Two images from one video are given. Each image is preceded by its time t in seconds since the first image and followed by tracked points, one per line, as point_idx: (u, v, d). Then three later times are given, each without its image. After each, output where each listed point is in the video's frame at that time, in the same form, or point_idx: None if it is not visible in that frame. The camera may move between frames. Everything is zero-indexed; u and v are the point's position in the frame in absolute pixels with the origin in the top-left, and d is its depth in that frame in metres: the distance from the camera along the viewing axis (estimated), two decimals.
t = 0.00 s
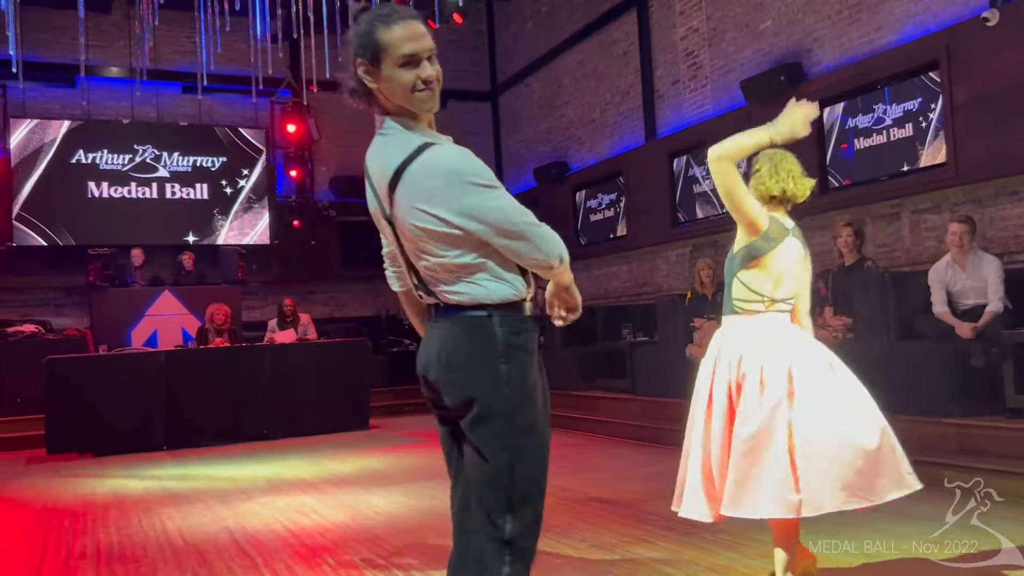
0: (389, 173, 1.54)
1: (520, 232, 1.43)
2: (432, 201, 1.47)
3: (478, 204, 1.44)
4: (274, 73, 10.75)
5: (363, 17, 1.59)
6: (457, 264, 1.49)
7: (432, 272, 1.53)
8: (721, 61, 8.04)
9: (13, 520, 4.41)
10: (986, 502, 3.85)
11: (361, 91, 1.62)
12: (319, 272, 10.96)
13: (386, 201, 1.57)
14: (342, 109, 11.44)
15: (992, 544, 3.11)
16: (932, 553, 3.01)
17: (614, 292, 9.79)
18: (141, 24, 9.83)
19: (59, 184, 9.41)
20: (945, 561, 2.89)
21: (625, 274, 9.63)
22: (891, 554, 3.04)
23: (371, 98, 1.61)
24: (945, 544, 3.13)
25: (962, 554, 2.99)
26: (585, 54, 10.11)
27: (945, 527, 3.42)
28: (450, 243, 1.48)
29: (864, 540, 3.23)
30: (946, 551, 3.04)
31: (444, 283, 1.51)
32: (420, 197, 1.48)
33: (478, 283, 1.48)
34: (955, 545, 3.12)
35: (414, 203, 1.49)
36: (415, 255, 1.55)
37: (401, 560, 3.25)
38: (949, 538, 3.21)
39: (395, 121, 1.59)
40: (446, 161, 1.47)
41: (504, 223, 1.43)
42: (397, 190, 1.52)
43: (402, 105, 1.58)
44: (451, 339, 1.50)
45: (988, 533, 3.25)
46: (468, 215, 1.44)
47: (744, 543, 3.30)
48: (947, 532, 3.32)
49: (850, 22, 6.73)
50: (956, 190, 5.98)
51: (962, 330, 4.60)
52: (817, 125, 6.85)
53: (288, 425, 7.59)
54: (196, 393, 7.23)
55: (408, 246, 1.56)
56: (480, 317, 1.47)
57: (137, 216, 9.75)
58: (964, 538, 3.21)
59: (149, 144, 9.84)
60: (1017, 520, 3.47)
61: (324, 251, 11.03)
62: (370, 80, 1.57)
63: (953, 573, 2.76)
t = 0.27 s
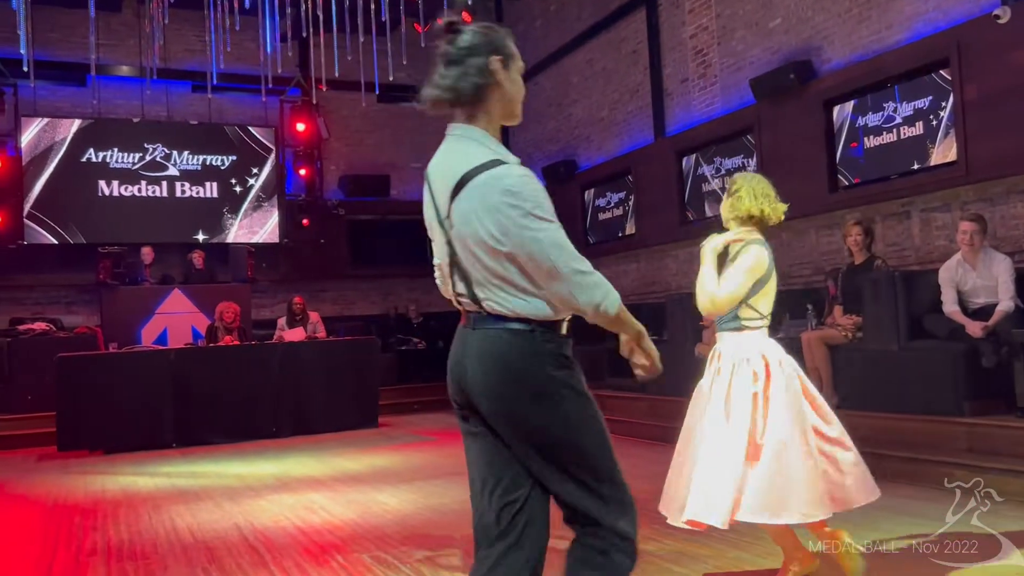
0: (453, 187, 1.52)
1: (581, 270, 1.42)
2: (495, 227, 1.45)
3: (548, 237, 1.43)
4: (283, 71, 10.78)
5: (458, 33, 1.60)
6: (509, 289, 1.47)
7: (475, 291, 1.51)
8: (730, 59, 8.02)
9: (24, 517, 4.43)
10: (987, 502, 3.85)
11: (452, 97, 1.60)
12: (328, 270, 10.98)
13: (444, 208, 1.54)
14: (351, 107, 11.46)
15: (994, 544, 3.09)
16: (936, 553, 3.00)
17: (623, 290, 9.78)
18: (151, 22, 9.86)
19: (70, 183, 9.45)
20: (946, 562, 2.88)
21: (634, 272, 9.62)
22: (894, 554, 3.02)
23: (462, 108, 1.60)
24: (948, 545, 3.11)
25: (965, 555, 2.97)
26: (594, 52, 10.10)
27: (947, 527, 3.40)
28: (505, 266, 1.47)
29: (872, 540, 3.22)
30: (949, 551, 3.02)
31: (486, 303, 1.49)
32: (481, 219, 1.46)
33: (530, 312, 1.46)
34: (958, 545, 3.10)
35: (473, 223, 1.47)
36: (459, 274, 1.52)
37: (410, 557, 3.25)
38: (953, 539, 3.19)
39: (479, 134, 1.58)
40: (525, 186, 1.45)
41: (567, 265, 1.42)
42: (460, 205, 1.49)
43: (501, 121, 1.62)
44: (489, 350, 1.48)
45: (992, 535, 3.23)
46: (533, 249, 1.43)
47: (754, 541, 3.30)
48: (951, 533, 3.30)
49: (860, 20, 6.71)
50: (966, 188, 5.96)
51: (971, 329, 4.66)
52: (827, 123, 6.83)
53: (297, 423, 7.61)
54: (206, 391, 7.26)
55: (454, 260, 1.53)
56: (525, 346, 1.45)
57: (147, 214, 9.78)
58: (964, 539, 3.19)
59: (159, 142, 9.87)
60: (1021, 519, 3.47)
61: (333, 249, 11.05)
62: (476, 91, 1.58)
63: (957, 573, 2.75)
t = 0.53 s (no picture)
0: (544, 176, 1.84)
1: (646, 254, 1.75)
2: (583, 210, 1.79)
3: (625, 222, 1.76)
4: (292, 69, 10.79)
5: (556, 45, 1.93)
6: (582, 266, 1.79)
7: (549, 266, 1.82)
8: (739, 56, 7.99)
9: (33, 512, 4.45)
10: (987, 502, 3.83)
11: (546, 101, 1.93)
12: (336, 268, 11.00)
13: (529, 195, 1.85)
14: (360, 105, 11.47)
15: (993, 544, 3.07)
16: (934, 553, 2.98)
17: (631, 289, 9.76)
18: (161, 20, 9.89)
19: (80, 180, 9.49)
20: (943, 562, 2.86)
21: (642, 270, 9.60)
22: (890, 554, 2.99)
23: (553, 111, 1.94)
24: (946, 544, 3.09)
25: (962, 554, 2.95)
26: (602, 50, 10.09)
27: (947, 526, 3.39)
28: (583, 246, 1.80)
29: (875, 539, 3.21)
30: (946, 550, 3.01)
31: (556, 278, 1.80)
32: (571, 204, 1.79)
33: (598, 288, 1.78)
34: (957, 545, 3.08)
35: (559, 206, 1.80)
36: (538, 249, 1.83)
37: (417, 554, 3.26)
38: (953, 539, 3.18)
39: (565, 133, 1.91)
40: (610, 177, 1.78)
41: (635, 249, 1.75)
42: (551, 189, 1.81)
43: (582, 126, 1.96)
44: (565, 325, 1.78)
45: (991, 535, 3.21)
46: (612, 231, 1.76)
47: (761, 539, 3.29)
48: (952, 532, 3.28)
49: (870, 17, 6.68)
50: (977, 186, 5.94)
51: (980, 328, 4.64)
52: (837, 121, 6.81)
53: (305, 420, 7.63)
54: (215, 388, 7.28)
55: (533, 239, 1.84)
56: (595, 317, 1.76)
57: (157, 211, 9.81)
58: (959, 539, 3.17)
59: (169, 140, 9.90)
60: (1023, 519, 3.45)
61: (341, 247, 11.06)
62: (573, 98, 1.92)
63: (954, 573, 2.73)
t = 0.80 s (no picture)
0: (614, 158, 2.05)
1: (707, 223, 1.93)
2: (651, 186, 1.98)
3: (689, 196, 1.95)
4: (300, 65, 10.81)
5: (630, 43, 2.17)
6: (650, 238, 1.98)
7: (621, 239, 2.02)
8: (748, 52, 7.97)
9: (43, 505, 4.48)
10: (987, 502, 3.78)
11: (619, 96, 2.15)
12: (344, 264, 11.00)
13: (603, 176, 2.06)
14: (368, 100, 11.46)
15: (996, 544, 3.05)
16: (938, 553, 2.95)
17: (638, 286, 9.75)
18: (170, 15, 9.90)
19: (89, 175, 9.52)
20: (944, 562, 2.83)
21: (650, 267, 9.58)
22: (890, 554, 2.97)
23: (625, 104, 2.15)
24: (948, 544, 3.07)
25: (964, 555, 2.93)
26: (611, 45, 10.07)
27: (948, 527, 3.34)
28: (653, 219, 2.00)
29: (880, 537, 3.20)
30: (948, 550, 2.98)
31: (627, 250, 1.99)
32: (639, 179, 1.99)
33: (663, 259, 1.96)
34: (959, 545, 3.06)
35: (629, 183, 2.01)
36: (611, 224, 2.04)
37: (425, 549, 3.26)
38: (957, 538, 3.16)
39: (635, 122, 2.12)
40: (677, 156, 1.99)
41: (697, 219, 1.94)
42: (621, 169, 2.02)
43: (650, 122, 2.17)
44: (644, 296, 1.93)
45: (994, 534, 3.19)
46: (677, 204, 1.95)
47: (770, 536, 3.29)
48: (957, 531, 3.26)
49: (880, 13, 6.65)
50: (987, 182, 5.91)
51: (990, 325, 4.62)
52: (845, 117, 6.79)
53: (313, 415, 7.64)
54: (222, 382, 7.30)
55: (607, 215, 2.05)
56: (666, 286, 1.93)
57: (165, 206, 9.84)
58: (959, 539, 3.14)
59: (177, 135, 9.92)
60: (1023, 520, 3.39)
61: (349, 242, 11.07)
62: (643, 92, 2.14)
63: (956, 573, 2.70)
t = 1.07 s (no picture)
0: (666, 163, 2.06)
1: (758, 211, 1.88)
2: (702, 184, 1.96)
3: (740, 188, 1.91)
4: (308, 59, 10.81)
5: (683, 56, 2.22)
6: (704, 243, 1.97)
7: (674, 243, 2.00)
8: (757, 47, 7.94)
9: (50, 497, 4.49)
10: (986, 501, 3.72)
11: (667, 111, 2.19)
12: (350, 258, 11.01)
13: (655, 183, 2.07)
14: (375, 95, 11.46)
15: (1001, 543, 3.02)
16: (942, 552, 2.92)
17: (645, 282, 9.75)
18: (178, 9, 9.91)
19: (97, 168, 9.54)
20: (947, 561, 2.80)
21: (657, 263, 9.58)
22: (892, 553, 2.93)
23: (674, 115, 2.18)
24: (953, 543, 3.04)
25: (968, 554, 2.89)
26: (619, 40, 10.04)
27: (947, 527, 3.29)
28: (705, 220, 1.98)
29: (886, 535, 3.18)
30: (952, 550, 2.95)
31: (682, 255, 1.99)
32: (694, 185, 1.98)
33: (711, 263, 1.98)
34: (963, 544, 3.03)
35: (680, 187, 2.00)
36: (665, 229, 2.02)
37: (431, 543, 3.26)
38: (963, 537, 3.13)
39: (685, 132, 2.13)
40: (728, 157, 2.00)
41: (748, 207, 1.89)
42: (673, 173, 2.02)
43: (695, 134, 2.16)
44: (708, 296, 1.95)
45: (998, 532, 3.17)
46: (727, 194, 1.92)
47: (777, 533, 3.27)
48: (963, 530, 3.24)
49: (890, 9, 6.61)
50: (996, 179, 5.88)
51: (999, 322, 4.59)
52: (854, 113, 6.76)
53: (319, 409, 7.65)
54: (229, 376, 7.32)
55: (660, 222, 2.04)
56: (722, 290, 1.96)
57: (172, 200, 9.86)
58: (961, 539, 3.11)
59: (185, 129, 9.94)
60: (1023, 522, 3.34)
61: (356, 237, 11.07)
62: (690, 105, 2.14)
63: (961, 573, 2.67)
